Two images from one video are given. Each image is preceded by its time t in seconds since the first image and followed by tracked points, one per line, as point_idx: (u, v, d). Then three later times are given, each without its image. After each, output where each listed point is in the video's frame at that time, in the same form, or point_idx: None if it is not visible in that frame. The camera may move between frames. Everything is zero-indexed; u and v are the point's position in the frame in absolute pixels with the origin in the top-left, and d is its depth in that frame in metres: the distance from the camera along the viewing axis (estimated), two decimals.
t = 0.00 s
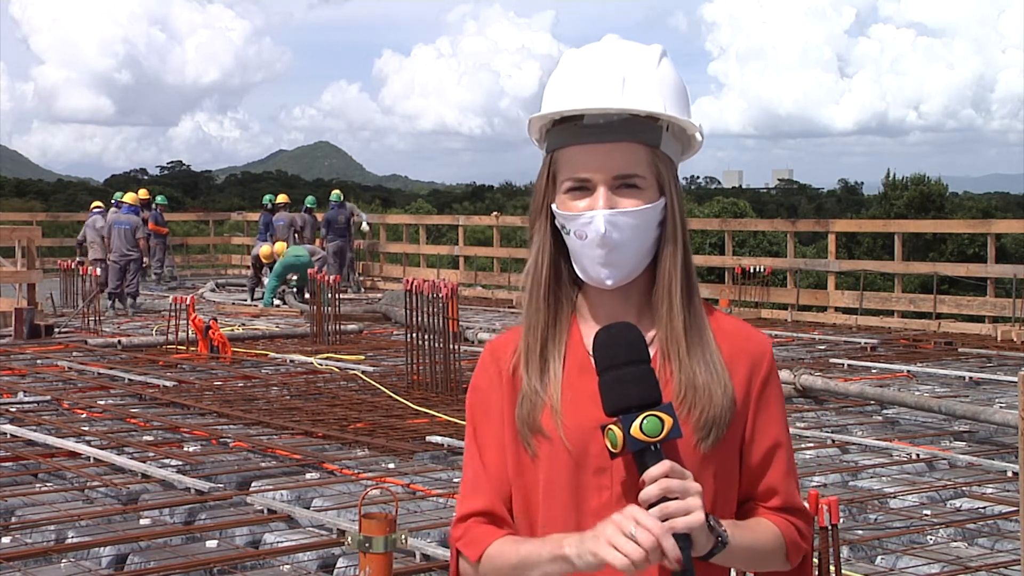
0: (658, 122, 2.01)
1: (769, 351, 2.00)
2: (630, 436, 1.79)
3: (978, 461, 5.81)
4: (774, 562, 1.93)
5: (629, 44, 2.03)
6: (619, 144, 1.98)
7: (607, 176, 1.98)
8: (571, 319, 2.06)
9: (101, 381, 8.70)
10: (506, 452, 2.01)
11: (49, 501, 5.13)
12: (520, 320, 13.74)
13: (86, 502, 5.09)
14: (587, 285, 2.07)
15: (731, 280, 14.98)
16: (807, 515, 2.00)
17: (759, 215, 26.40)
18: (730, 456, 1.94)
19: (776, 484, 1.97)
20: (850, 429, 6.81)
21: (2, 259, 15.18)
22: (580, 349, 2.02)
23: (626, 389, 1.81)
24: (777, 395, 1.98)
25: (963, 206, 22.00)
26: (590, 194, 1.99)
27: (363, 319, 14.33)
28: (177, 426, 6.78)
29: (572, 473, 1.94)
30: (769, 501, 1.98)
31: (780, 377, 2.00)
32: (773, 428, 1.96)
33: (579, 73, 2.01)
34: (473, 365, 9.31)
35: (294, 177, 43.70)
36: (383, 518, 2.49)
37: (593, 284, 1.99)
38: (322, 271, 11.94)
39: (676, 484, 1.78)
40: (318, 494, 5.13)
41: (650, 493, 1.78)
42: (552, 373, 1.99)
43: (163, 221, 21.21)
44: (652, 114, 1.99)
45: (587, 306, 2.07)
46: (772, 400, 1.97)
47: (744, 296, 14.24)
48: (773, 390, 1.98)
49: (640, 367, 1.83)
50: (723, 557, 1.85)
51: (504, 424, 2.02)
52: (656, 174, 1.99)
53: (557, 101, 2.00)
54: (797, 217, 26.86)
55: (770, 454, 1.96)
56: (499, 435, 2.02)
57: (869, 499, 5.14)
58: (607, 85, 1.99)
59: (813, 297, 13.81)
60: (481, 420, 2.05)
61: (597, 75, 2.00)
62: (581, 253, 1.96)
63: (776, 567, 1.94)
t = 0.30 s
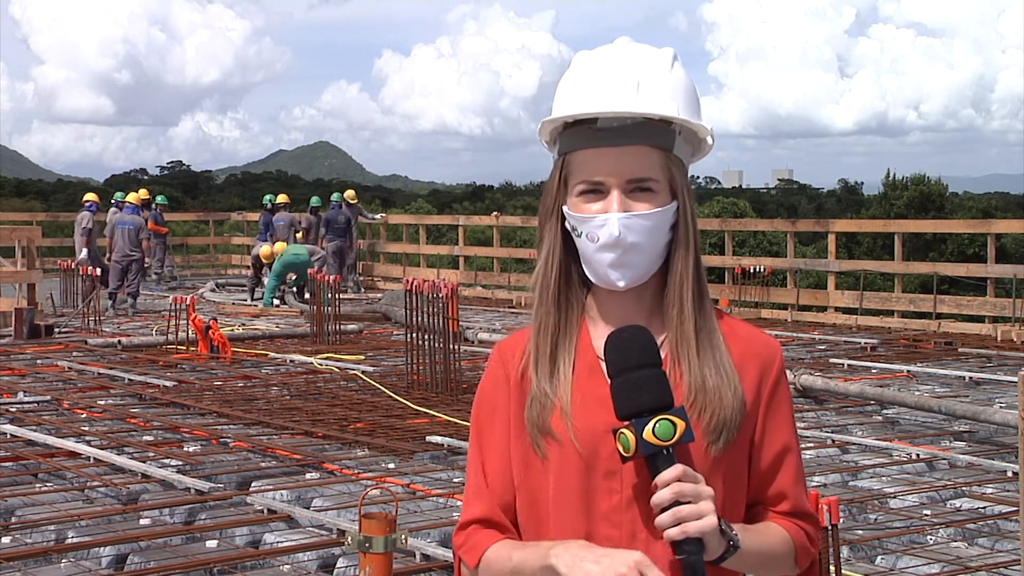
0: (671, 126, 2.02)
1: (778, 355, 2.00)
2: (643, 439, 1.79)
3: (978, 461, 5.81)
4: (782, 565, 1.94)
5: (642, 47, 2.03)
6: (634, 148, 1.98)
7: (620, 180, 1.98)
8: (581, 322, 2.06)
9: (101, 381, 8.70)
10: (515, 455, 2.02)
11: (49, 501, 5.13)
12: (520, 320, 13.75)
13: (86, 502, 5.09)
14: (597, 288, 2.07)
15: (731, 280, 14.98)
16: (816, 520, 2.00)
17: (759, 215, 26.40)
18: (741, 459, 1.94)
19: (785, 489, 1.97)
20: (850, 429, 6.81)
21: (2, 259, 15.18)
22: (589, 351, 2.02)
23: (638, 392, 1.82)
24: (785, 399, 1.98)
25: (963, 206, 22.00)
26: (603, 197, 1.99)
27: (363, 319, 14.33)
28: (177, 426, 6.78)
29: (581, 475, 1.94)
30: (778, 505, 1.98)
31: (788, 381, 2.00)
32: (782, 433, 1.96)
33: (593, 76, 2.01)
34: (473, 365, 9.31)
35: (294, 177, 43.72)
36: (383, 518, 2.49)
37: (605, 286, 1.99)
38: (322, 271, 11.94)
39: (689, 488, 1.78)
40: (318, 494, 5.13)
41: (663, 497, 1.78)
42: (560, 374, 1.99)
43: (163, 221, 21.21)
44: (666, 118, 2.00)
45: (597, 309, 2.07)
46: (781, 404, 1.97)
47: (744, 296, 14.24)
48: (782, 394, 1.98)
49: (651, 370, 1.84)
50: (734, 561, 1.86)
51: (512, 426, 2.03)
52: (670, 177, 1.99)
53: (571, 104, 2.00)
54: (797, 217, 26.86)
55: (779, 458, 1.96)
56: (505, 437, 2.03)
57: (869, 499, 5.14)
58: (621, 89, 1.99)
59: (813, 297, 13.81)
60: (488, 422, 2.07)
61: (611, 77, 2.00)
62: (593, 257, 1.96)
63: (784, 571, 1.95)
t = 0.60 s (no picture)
0: (675, 120, 2.02)
1: (781, 345, 1.98)
2: (634, 438, 1.78)
3: (978, 461, 5.82)
4: (791, 560, 1.92)
5: (646, 41, 2.03)
6: (638, 142, 1.98)
7: (625, 173, 1.99)
8: (581, 318, 2.07)
9: (101, 381, 8.70)
10: (515, 453, 2.03)
11: (49, 501, 5.13)
12: (520, 320, 13.75)
13: (86, 502, 5.09)
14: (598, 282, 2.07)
15: (732, 280, 14.98)
16: (828, 513, 1.98)
17: (759, 215, 26.40)
18: (742, 453, 1.93)
19: (793, 483, 1.95)
20: (850, 429, 6.81)
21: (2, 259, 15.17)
22: (587, 348, 2.02)
23: (630, 389, 1.82)
24: (790, 391, 1.96)
25: (963, 206, 22.01)
26: (606, 191, 1.99)
27: (363, 319, 14.33)
28: (177, 426, 6.78)
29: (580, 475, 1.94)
30: (787, 500, 1.96)
31: (792, 371, 1.98)
32: (788, 425, 1.94)
33: (599, 69, 2.01)
34: (473, 366, 9.31)
35: (294, 177, 43.74)
36: (383, 518, 2.49)
37: (606, 281, 1.99)
38: (322, 271, 11.94)
39: (681, 486, 1.78)
40: (318, 494, 5.13)
41: (654, 495, 1.78)
42: (554, 374, 1.99)
43: (163, 222, 21.21)
44: (670, 113, 2.00)
45: (599, 304, 2.07)
46: (785, 395, 1.96)
47: (744, 297, 14.25)
48: (785, 384, 1.96)
49: (644, 367, 1.83)
50: (735, 558, 1.85)
51: (511, 425, 2.04)
52: (672, 172, 2.00)
53: (576, 96, 2.00)
54: (797, 217, 26.86)
55: (784, 452, 1.94)
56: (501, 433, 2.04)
57: (869, 499, 5.14)
58: (627, 83, 1.98)
59: (813, 297, 13.82)
60: (488, 420, 2.08)
61: (617, 71, 2.00)
62: (595, 251, 1.96)
63: (795, 565, 1.93)
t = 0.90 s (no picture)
0: (671, 123, 2.02)
1: (780, 345, 1.98)
2: (626, 444, 1.80)
3: (978, 461, 5.81)
4: (793, 559, 1.91)
5: (643, 44, 2.02)
6: (634, 146, 1.98)
7: (623, 176, 1.98)
8: (579, 322, 2.07)
9: (101, 381, 8.70)
10: (516, 458, 2.03)
11: (49, 501, 5.13)
12: (520, 320, 13.76)
13: (86, 502, 5.09)
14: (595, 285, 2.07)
15: (732, 279, 14.97)
16: (830, 511, 1.97)
17: (760, 215, 26.40)
18: (742, 454, 1.93)
19: (793, 482, 1.94)
20: (850, 429, 6.81)
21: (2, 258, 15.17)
22: (586, 353, 2.02)
23: (622, 394, 1.82)
24: (790, 392, 1.96)
25: (963, 206, 22.00)
26: (603, 195, 1.99)
27: (363, 319, 14.33)
28: (177, 426, 6.78)
29: (579, 479, 1.94)
30: (787, 499, 1.96)
31: (792, 371, 1.98)
32: (787, 425, 1.94)
33: (594, 73, 2.01)
34: (473, 366, 9.31)
35: (294, 177, 43.76)
36: (383, 518, 2.49)
37: (603, 286, 2.00)
38: (322, 271, 11.94)
39: (673, 491, 1.78)
40: (318, 494, 5.13)
41: (647, 500, 1.78)
42: (553, 380, 2.00)
43: (163, 222, 21.20)
44: (666, 115, 1.99)
45: (596, 308, 2.08)
46: (785, 395, 1.95)
47: (744, 297, 14.25)
48: (784, 384, 1.96)
49: (637, 373, 1.84)
50: (731, 560, 1.85)
51: (512, 429, 2.04)
52: (669, 175, 2.00)
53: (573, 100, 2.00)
54: (797, 217, 26.87)
55: (785, 451, 1.94)
56: (503, 439, 2.05)
57: (869, 499, 5.14)
58: (624, 87, 1.99)
59: (813, 297, 13.82)
60: (490, 423, 2.09)
61: (613, 75, 2.00)
62: (592, 255, 1.96)
63: (797, 564, 1.92)
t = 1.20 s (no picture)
0: (666, 119, 2.02)
1: (776, 342, 1.97)
2: (618, 445, 1.80)
3: (979, 461, 5.81)
4: (792, 557, 1.91)
5: (637, 42, 2.03)
6: (629, 141, 1.98)
7: (618, 171, 1.99)
8: (575, 323, 2.07)
9: (101, 381, 8.70)
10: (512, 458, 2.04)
11: (49, 501, 5.13)
12: (520, 320, 13.76)
13: (86, 502, 5.09)
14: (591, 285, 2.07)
15: (731, 279, 14.97)
16: (830, 509, 1.97)
17: (759, 215, 26.40)
18: (739, 453, 1.93)
19: (791, 480, 1.94)
20: (850, 429, 6.81)
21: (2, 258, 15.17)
22: (581, 354, 2.02)
23: (615, 394, 1.82)
24: (787, 389, 1.96)
25: (963, 206, 22.00)
26: (598, 191, 1.99)
27: (363, 319, 14.33)
28: (177, 426, 6.78)
29: (576, 480, 1.94)
30: (786, 497, 1.96)
31: (789, 368, 1.97)
32: (784, 424, 1.94)
33: (589, 70, 2.01)
34: (473, 366, 9.31)
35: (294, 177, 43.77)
36: (383, 518, 2.49)
37: (599, 282, 2.00)
38: (322, 271, 11.94)
39: (666, 491, 1.78)
40: (318, 494, 5.13)
41: (641, 501, 1.78)
42: (547, 381, 2.00)
43: (163, 222, 21.19)
44: (661, 110, 2.00)
45: (592, 308, 2.08)
46: (781, 393, 1.95)
47: (744, 296, 14.25)
48: (781, 382, 1.95)
49: (630, 373, 1.84)
50: (728, 560, 1.85)
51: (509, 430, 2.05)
52: (664, 171, 2.00)
53: (568, 95, 2.00)
54: (797, 217, 26.87)
55: (782, 449, 1.94)
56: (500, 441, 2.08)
57: (869, 499, 5.14)
58: (618, 81, 1.99)
59: (813, 297, 13.82)
60: (489, 422, 2.11)
61: (608, 71, 2.00)
62: (589, 250, 1.96)
63: (798, 562, 1.92)
